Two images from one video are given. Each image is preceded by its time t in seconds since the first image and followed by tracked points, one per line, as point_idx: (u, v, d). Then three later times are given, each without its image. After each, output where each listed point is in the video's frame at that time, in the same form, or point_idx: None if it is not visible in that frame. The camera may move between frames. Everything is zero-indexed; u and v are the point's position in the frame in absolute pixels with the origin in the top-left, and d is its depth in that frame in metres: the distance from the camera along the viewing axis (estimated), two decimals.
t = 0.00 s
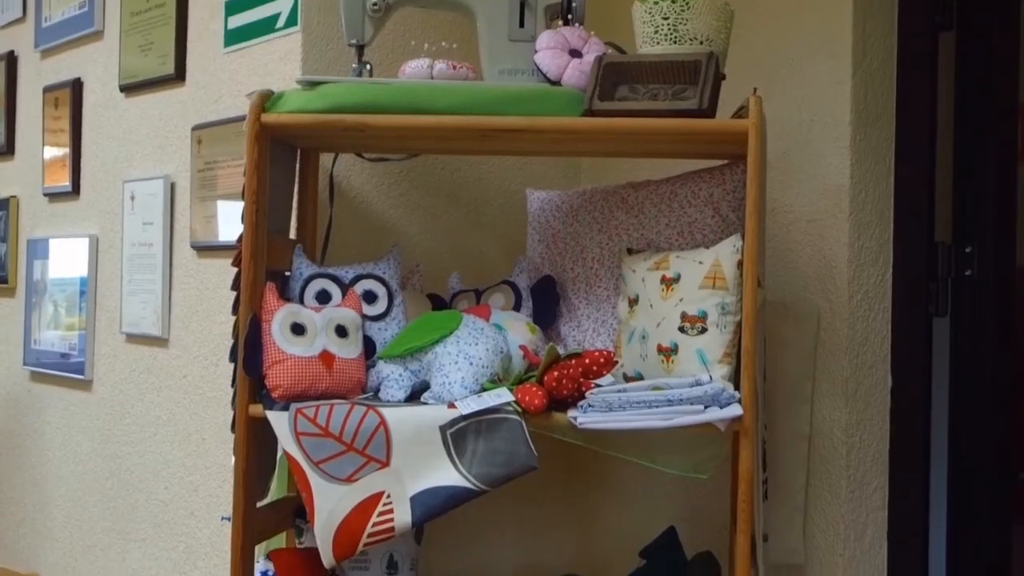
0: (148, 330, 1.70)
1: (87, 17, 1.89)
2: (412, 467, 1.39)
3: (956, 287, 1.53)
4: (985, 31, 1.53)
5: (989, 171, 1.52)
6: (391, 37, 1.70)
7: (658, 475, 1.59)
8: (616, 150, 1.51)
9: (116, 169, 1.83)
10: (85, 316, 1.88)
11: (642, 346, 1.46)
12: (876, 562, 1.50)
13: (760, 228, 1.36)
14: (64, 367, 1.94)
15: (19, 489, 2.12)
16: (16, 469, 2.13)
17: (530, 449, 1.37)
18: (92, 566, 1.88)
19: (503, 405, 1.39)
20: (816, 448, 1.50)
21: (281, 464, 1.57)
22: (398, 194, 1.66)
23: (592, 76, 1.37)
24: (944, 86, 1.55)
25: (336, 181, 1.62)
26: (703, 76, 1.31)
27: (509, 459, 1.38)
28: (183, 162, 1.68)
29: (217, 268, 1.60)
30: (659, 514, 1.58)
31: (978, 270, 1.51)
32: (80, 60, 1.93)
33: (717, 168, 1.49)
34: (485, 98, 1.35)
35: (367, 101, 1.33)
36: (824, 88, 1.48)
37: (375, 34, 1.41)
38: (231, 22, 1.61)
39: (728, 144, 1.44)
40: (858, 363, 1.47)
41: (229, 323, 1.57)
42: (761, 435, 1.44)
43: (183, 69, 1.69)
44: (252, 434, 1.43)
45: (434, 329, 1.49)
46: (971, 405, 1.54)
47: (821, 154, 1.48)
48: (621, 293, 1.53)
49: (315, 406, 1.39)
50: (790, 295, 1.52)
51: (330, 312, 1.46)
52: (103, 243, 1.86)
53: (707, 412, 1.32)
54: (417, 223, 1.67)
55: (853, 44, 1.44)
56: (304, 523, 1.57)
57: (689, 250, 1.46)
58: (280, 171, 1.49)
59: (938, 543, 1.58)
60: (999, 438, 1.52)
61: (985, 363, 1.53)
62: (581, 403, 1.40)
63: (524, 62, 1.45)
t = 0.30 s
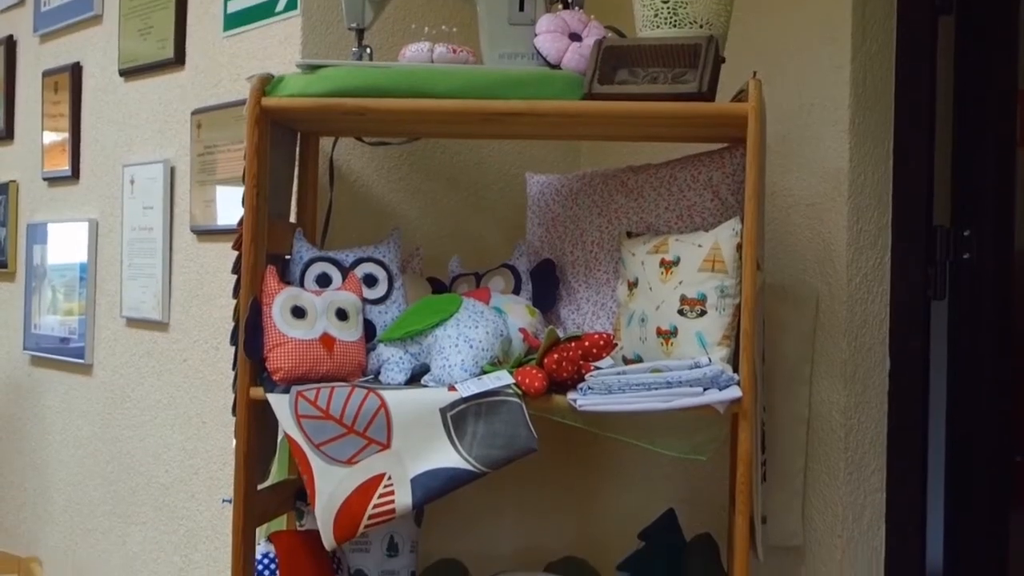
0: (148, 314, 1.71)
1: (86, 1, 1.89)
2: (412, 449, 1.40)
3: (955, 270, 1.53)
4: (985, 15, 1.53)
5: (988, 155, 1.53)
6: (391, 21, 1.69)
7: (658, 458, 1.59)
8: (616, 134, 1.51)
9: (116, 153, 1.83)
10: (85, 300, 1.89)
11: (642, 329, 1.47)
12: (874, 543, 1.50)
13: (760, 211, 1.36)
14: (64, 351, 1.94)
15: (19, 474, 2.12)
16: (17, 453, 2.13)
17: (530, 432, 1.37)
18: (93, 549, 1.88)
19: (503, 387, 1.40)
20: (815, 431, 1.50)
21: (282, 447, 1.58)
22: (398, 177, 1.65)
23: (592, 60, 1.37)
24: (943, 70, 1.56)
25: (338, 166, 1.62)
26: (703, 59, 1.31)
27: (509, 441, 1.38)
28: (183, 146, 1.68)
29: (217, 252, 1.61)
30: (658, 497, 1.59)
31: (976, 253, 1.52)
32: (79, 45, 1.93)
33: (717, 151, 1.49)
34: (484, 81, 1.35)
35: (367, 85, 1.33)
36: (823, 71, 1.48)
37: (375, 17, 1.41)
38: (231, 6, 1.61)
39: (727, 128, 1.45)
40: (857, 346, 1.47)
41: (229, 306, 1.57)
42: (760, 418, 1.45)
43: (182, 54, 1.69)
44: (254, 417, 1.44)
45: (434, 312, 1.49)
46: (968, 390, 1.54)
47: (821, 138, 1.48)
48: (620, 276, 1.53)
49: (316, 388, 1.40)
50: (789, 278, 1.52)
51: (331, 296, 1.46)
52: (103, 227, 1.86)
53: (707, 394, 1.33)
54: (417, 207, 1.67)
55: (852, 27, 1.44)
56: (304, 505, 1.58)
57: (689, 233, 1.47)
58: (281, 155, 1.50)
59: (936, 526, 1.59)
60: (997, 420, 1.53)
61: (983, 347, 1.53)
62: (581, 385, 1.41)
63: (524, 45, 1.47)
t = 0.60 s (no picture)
0: (148, 300, 1.71)
1: None
2: (413, 433, 1.41)
3: (952, 255, 1.54)
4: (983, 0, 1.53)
5: (986, 140, 1.53)
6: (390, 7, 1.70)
7: (657, 443, 1.60)
8: (615, 119, 1.51)
9: (115, 139, 1.83)
10: (84, 286, 1.89)
11: (641, 314, 1.47)
12: (871, 527, 1.51)
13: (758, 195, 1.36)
14: (63, 337, 1.94)
15: (19, 459, 2.13)
16: (16, 439, 2.14)
17: (530, 416, 1.38)
18: (93, 534, 1.89)
19: (503, 371, 1.41)
20: (813, 416, 1.51)
21: (282, 431, 1.59)
22: (397, 163, 1.66)
23: (591, 45, 1.38)
24: (942, 56, 1.56)
25: (337, 151, 1.62)
26: (703, 44, 1.32)
27: (509, 425, 1.39)
28: (182, 132, 1.68)
29: (217, 237, 1.61)
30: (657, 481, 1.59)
31: (974, 237, 1.53)
32: (78, 31, 1.93)
33: (717, 136, 1.49)
34: (485, 67, 1.36)
35: (367, 70, 1.34)
36: (823, 57, 1.48)
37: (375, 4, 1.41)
38: None
39: (726, 113, 1.45)
40: (855, 331, 1.48)
41: (229, 292, 1.58)
42: (759, 402, 1.46)
43: (182, 40, 1.69)
44: (254, 401, 1.44)
45: (435, 296, 1.50)
46: (966, 374, 1.55)
47: (820, 124, 1.49)
48: (620, 261, 1.54)
49: (317, 373, 1.41)
50: (788, 263, 1.53)
51: (331, 281, 1.47)
52: (102, 213, 1.86)
53: (705, 378, 1.34)
54: (416, 192, 1.67)
55: (851, 13, 1.45)
56: (304, 489, 1.58)
57: (688, 218, 1.47)
58: (281, 141, 1.50)
59: (934, 509, 1.59)
60: (995, 405, 1.54)
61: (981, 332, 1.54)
62: (581, 369, 1.42)
63: (524, 31, 1.47)
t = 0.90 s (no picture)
0: (146, 281, 1.71)
1: None
2: (411, 413, 1.41)
3: (950, 238, 1.54)
4: None
5: (984, 122, 1.54)
6: None
7: (654, 424, 1.60)
8: (614, 100, 1.51)
9: (112, 120, 1.83)
10: (82, 268, 1.89)
11: (639, 295, 1.48)
12: (869, 509, 1.50)
13: (756, 176, 1.36)
14: (61, 319, 1.95)
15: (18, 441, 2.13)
16: (15, 421, 2.14)
17: (528, 396, 1.40)
18: (92, 515, 1.89)
19: (501, 352, 1.41)
20: (810, 396, 1.51)
21: (280, 412, 1.59)
22: (396, 144, 1.66)
23: (591, 27, 1.38)
24: (940, 38, 1.56)
25: (336, 132, 1.63)
26: (702, 25, 1.32)
27: (508, 405, 1.40)
28: (180, 114, 1.68)
29: (215, 219, 1.61)
30: (654, 463, 1.59)
31: (973, 219, 1.53)
32: (75, 12, 1.92)
33: (715, 118, 1.49)
34: (485, 48, 1.36)
35: (366, 51, 1.33)
36: (821, 38, 1.48)
37: None
38: None
39: (725, 94, 1.45)
40: (852, 312, 1.48)
41: (228, 273, 1.57)
42: (756, 383, 1.46)
43: (180, 21, 1.69)
44: (253, 382, 1.44)
45: (434, 277, 1.50)
46: (962, 357, 1.55)
47: (818, 105, 1.49)
48: (618, 243, 1.54)
49: (315, 353, 1.41)
50: (785, 245, 1.53)
51: (330, 261, 1.47)
52: (99, 195, 1.86)
53: (703, 359, 1.35)
54: (415, 173, 1.67)
55: None
56: (303, 470, 1.59)
57: (686, 199, 1.47)
58: (279, 122, 1.50)
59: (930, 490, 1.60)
60: (991, 385, 1.55)
61: (977, 314, 1.54)
62: (579, 350, 1.42)
63: (523, 12, 1.47)
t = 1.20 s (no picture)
0: (147, 263, 1.71)
1: None
2: (413, 393, 1.41)
3: (950, 219, 1.56)
4: None
5: (985, 104, 1.54)
6: None
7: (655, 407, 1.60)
8: (615, 81, 1.51)
9: (112, 102, 1.83)
10: (81, 250, 1.89)
11: (640, 277, 1.48)
12: (868, 491, 1.50)
13: (758, 158, 1.36)
14: (61, 301, 1.95)
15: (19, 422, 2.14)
16: (15, 403, 2.14)
17: (529, 377, 1.39)
18: (92, 496, 1.90)
19: (503, 333, 1.41)
20: (810, 378, 1.51)
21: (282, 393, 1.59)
22: (397, 126, 1.66)
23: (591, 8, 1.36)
24: (942, 20, 1.56)
25: (336, 113, 1.64)
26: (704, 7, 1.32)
27: (509, 386, 1.40)
28: (181, 95, 1.68)
29: (216, 200, 1.60)
30: (654, 445, 1.60)
31: (972, 201, 1.54)
32: None
33: (716, 100, 1.49)
34: (486, 29, 1.35)
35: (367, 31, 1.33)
36: (823, 20, 1.48)
37: None
38: None
39: (726, 76, 1.45)
40: (853, 295, 1.48)
41: (228, 254, 1.57)
42: (757, 364, 1.46)
43: (180, 2, 1.68)
44: (255, 363, 1.45)
45: (435, 259, 1.50)
46: (963, 339, 1.56)
47: (820, 87, 1.49)
48: (619, 224, 1.54)
49: (317, 334, 1.41)
50: (786, 227, 1.53)
51: (331, 243, 1.47)
52: (99, 176, 1.86)
53: (704, 340, 1.35)
54: (416, 155, 1.67)
55: None
56: (305, 451, 1.59)
57: (687, 181, 1.47)
58: (281, 103, 1.50)
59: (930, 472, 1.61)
60: (990, 366, 1.55)
61: (977, 296, 1.55)
62: (580, 331, 1.42)
63: None
